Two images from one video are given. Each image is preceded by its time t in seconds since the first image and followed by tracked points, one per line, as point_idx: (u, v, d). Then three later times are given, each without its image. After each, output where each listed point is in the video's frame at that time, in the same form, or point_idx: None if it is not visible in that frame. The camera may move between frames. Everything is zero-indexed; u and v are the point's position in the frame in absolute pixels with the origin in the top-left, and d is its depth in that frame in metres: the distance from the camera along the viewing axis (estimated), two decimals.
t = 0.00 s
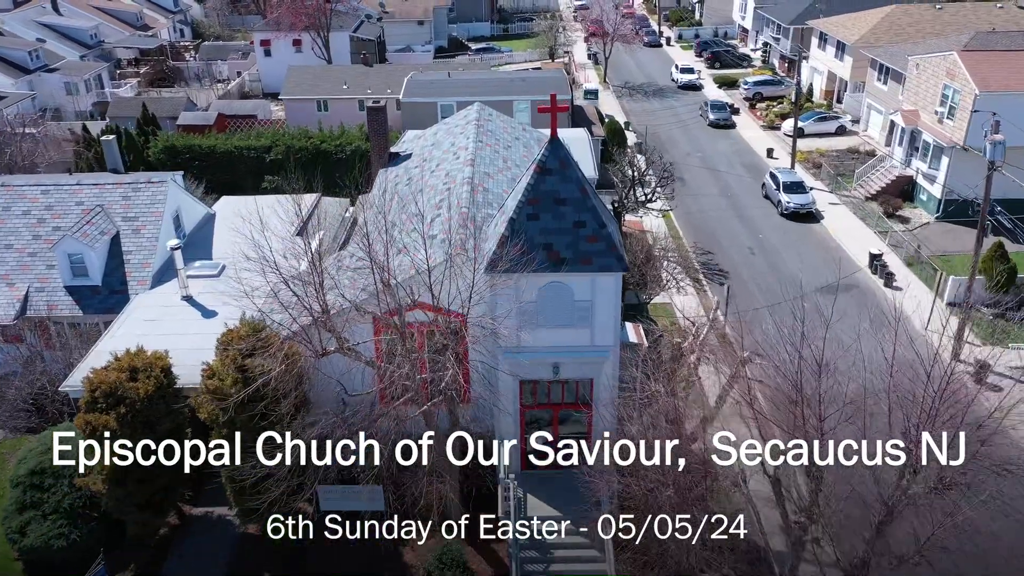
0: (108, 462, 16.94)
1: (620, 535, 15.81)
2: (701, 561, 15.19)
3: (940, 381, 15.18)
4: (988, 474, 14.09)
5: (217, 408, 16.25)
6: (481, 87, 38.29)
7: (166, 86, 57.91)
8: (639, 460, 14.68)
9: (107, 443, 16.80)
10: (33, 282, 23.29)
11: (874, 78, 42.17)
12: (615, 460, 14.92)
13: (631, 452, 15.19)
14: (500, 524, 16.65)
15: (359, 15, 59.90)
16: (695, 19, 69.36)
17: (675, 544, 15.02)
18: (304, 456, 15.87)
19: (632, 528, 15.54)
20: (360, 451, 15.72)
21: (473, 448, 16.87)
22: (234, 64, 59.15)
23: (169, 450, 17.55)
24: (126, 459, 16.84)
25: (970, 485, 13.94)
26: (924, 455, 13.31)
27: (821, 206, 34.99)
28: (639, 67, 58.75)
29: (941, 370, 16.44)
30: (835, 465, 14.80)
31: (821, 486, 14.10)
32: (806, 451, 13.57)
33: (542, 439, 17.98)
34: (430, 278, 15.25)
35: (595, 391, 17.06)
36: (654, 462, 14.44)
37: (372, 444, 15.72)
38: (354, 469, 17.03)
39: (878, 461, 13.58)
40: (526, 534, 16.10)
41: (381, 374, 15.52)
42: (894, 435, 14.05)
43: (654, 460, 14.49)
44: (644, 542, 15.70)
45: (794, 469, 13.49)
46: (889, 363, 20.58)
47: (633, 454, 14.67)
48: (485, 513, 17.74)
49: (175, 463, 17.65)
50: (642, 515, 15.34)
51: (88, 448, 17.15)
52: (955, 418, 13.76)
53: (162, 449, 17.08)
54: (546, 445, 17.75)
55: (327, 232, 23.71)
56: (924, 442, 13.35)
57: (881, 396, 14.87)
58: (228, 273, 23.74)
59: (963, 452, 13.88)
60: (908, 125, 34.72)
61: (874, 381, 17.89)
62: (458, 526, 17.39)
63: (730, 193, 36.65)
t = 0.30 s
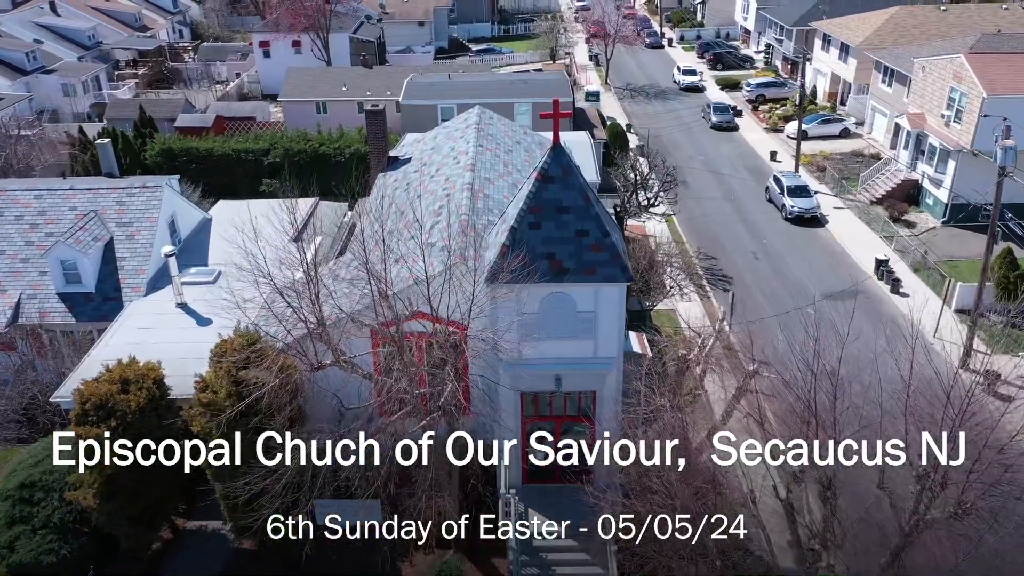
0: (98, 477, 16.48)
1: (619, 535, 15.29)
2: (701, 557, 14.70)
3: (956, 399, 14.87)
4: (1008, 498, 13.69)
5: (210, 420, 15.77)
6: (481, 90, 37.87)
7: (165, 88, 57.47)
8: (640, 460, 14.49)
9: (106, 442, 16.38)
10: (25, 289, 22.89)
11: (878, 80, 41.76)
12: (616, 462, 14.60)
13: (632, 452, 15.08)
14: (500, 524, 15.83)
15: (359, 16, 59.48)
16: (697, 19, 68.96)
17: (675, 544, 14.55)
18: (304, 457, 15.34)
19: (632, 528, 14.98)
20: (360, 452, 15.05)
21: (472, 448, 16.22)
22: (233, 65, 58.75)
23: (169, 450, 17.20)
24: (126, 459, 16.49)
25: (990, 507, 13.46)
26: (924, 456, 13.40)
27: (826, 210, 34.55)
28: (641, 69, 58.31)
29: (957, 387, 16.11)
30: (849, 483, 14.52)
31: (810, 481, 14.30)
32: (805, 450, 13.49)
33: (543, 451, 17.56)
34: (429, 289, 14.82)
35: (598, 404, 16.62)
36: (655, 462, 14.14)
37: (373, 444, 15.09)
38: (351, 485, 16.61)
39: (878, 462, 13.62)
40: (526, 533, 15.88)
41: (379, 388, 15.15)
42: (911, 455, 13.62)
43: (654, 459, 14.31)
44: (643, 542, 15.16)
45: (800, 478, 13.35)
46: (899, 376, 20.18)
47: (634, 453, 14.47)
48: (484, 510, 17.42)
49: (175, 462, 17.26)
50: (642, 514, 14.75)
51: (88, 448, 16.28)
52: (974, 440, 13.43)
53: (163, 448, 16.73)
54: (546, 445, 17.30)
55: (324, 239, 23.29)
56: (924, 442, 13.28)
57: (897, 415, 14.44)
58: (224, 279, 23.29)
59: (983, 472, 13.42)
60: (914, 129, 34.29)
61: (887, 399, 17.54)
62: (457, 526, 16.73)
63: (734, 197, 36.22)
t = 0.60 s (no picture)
0: (88, 492, 16.13)
1: (619, 536, 14.95)
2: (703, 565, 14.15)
3: (977, 420, 14.43)
4: None
5: (203, 434, 15.37)
6: (481, 92, 37.43)
7: (163, 89, 57.01)
8: (640, 462, 14.39)
9: (106, 442, 16.04)
10: (17, 296, 22.43)
11: (883, 83, 41.34)
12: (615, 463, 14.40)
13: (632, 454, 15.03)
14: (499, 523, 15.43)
15: (358, 17, 59.04)
16: (699, 21, 68.52)
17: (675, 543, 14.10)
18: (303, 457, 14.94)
19: (632, 528, 14.65)
20: (360, 451, 14.64)
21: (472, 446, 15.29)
22: (232, 67, 58.33)
23: (168, 450, 16.83)
24: (125, 459, 16.12)
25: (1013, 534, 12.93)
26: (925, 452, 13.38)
27: (831, 215, 34.09)
28: (643, 71, 57.87)
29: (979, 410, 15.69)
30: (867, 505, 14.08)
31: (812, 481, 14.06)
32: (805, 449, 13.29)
33: (545, 466, 17.11)
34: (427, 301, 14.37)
35: (602, 418, 16.14)
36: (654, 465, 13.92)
37: (372, 443, 14.58)
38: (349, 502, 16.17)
39: (877, 458, 13.57)
40: (526, 534, 15.64)
41: (378, 402, 14.73)
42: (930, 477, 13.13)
43: (655, 460, 14.16)
44: (643, 545, 14.70)
45: (811, 489, 12.97)
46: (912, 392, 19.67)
47: (633, 454, 14.45)
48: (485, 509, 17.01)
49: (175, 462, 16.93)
50: (642, 512, 14.38)
51: (87, 448, 15.87)
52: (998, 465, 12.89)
53: (163, 448, 16.35)
54: (545, 446, 16.74)
55: (321, 248, 22.84)
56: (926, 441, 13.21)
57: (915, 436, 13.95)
58: (220, 287, 22.86)
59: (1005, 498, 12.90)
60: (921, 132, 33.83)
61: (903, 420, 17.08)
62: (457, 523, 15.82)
63: (737, 201, 35.76)
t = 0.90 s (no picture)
0: (79, 506, 15.86)
1: (619, 535, 14.62)
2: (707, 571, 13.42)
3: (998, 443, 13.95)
4: None
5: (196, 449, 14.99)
6: (482, 95, 37.02)
7: (161, 91, 56.63)
8: (640, 460, 14.38)
9: (106, 442, 15.64)
10: (8, 303, 22.03)
11: (887, 85, 40.94)
12: (615, 460, 14.30)
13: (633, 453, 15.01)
14: (500, 523, 14.93)
15: (358, 19, 58.64)
16: (702, 22, 68.14)
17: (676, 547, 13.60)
18: (303, 456, 14.84)
19: (632, 528, 14.25)
20: (360, 450, 14.07)
21: (473, 446, 14.75)
22: (231, 68, 57.99)
23: (168, 450, 16.46)
24: (126, 459, 15.73)
25: None
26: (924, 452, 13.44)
27: (836, 219, 33.65)
28: (645, 72, 57.48)
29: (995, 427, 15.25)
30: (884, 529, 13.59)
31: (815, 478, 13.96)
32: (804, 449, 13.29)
33: (547, 481, 16.72)
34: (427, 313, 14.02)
35: (605, 432, 15.73)
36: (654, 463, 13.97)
37: (372, 442, 13.97)
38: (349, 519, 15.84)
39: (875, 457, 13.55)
40: (525, 533, 15.44)
41: (376, 416, 14.33)
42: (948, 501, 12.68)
43: (655, 460, 14.13)
44: (642, 544, 14.28)
45: (825, 510, 12.53)
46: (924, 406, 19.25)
47: (633, 454, 14.38)
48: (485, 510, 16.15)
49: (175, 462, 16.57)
50: (642, 512, 14.06)
51: (87, 447, 15.52)
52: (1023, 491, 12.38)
53: (163, 447, 15.95)
54: (545, 445, 16.15)
55: (317, 255, 22.41)
56: (924, 442, 13.41)
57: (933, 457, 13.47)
58: (215, 294, 22.47)
59: None
60: (927, 135, 33.39)
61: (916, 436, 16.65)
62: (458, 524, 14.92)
63: (740, 205, 35.33)
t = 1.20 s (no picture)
0: (68, 524, 15.44)
1: (619, 535, 14.91)
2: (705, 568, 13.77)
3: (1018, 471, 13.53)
4: None
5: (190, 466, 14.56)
6: (483, 97, 36.58)
7: (160, 92, 56.25)
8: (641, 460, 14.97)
9: (107, 441, 15.31)
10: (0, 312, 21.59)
11: (892, 88, 40.53)
12: (616, 459, 14.61)
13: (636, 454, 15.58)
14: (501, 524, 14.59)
15: (358, 20, 58.21)
16: (703, 24, 67.80)
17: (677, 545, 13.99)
18: (304, 456, 14.62)
19: (631, 528, 14.67)
20: (360, 452, 13.53)
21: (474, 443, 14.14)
22: (230, 70, 57.62)
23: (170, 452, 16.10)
24: (126, 459, 15.37)
25: None
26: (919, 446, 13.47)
27: (841, 224, 33.19)
28: (647, 74, 57.09)
29: (1014, 448, 14.77)
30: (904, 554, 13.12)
31: (823, 487, 13.75)
32: (804, 449, 13.18)
33: (550, 497, 16.24)
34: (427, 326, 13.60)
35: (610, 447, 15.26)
36: (656, 463, 14.64)
37: (372, 444, 13.50)
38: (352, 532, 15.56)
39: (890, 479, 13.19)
40: (525, 534, 15.21)
41: (374, 433, 13.91)
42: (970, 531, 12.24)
43: (654, 460, 14.73)
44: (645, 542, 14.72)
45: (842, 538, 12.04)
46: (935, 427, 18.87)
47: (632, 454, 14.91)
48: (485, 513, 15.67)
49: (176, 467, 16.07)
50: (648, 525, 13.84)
51: (87, 448, 15.11)
52: None
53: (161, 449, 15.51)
54: (545, 445, 15.57)
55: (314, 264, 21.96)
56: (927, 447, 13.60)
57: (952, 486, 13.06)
58: (211, 301, 22.03)
59: None
60: (934, 139, 32.95)
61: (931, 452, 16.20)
62: (458, 523, 14.42)
63: (745, 210, 34.89)
